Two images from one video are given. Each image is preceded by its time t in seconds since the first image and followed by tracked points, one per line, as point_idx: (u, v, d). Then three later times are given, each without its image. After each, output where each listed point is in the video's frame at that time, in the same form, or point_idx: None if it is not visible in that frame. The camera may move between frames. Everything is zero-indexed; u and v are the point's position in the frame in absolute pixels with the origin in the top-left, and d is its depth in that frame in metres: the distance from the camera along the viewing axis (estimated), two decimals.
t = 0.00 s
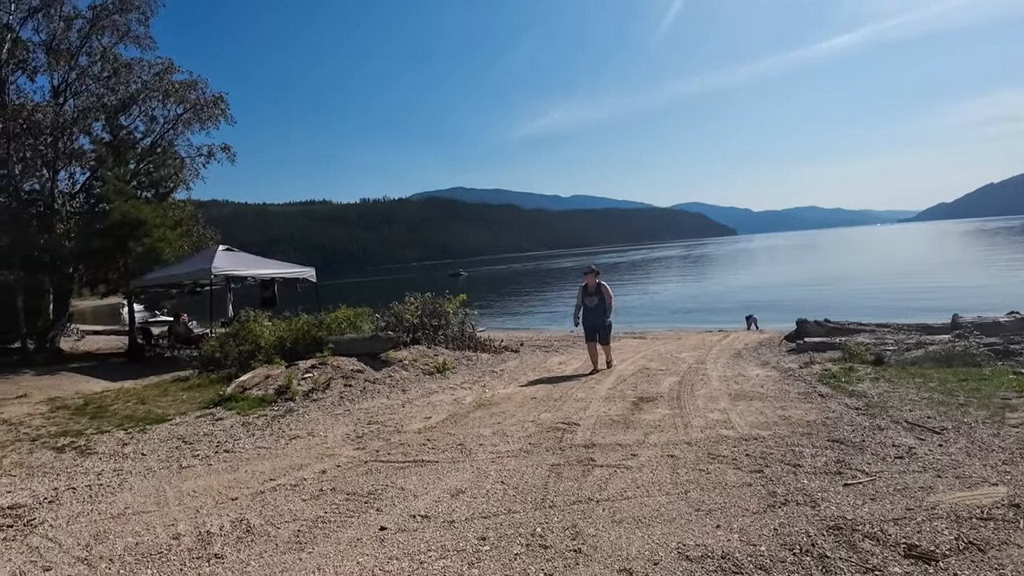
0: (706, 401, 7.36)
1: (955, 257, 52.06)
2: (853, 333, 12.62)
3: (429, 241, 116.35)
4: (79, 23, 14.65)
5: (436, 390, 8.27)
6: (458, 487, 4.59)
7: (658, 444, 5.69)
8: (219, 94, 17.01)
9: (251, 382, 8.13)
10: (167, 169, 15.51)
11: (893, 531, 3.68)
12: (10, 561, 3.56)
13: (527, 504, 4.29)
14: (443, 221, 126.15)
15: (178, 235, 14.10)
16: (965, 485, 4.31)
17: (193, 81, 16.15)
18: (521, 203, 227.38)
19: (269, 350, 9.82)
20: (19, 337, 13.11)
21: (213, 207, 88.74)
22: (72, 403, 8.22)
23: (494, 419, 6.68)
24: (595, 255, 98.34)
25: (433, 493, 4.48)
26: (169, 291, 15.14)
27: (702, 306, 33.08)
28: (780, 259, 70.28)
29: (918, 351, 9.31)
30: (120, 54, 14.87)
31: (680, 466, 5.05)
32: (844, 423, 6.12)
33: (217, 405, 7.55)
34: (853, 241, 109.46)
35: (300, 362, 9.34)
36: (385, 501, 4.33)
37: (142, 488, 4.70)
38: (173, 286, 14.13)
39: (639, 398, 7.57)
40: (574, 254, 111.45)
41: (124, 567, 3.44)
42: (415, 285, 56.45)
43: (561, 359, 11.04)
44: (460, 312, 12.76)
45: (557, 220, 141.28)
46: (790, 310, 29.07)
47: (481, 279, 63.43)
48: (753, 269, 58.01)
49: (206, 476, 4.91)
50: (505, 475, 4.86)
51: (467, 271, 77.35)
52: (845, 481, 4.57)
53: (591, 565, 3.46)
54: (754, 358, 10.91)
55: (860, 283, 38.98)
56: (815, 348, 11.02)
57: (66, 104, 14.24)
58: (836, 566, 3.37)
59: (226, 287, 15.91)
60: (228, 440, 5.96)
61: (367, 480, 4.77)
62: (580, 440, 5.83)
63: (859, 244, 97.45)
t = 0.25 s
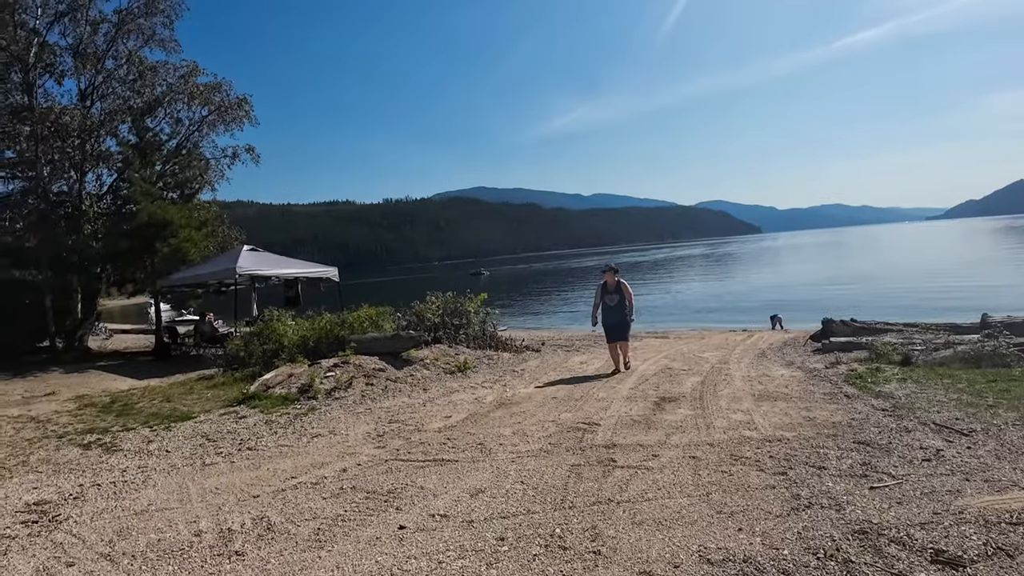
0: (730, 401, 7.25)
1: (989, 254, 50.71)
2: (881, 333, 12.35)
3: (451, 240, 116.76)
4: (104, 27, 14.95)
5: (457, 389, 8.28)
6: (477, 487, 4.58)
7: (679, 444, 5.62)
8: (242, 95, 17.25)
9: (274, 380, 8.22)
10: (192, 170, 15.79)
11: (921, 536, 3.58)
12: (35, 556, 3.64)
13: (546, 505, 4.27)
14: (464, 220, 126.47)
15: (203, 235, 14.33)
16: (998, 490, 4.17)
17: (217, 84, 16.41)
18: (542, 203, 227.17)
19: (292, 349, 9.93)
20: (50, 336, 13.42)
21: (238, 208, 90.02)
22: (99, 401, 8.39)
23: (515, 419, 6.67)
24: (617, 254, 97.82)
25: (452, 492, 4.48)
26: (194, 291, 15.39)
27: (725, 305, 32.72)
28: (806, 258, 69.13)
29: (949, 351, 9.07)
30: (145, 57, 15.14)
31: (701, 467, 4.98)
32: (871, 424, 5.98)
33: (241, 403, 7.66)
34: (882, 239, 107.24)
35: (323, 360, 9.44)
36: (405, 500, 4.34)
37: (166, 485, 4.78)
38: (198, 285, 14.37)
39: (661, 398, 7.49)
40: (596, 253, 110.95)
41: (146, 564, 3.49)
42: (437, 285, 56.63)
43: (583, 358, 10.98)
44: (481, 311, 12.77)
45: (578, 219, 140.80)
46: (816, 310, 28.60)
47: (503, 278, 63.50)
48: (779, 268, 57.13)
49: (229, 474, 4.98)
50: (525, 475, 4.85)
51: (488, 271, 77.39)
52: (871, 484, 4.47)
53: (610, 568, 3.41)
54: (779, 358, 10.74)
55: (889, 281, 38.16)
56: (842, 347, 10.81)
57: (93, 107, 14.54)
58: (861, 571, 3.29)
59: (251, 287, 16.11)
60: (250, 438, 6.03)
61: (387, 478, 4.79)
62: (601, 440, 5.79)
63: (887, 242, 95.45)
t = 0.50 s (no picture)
0: (744, 401, 7.18)
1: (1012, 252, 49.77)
2: (900, 332, 12.16)
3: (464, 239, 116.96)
4: (121, 29, 15.14)
5: (469, 388, 8.28)
6: (489, 486, 4.58)
7: (693, 444, 5.58)
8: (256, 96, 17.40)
9: (288, 378, 8.28)
10: (207, 170, 15.95)
11: (940, 539, 3.51)
12: (50, 552, 3.69)
13: (557, 504, 4.25)
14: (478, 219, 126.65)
15: (219, 235, 14.47)
16: (1019, 492, 4.08)
17: (232, 84, 16.57)
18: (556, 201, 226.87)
19: (306, 348, 10.00)
20: (69, 335, 13.61)
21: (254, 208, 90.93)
22: (116, 399, 8.50)
23: (527, 418, 6.65)
24: (632, 252, 97.37)
25: (464, 492, 4.48)
26: (210, 290, 15.55)
27: (741, 304, 32.47)
28: (823, 256, 68.31)
29: (969, 350, 8.91)
30: (160, 59, 15.31)
31: (715, 468, 4.93)
32: (888, 425, 5.89)
33: (255, 401, 7.72)
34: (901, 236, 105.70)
35: (336, 359, 9.49)
36: (416, 498, 4.34)
37: (179, 482, 4.82)
38: (214, 284, 14.51)
39: (674, 398, 7.44)
40: (610, 251, 110.53)
41: (158, 561, 3.53)
42: (452, 284, 56.77)
43: (596, 357, 10.93)
44: (495, 310, 12.76)
45: (593, 217, 140.39)
46: (833, 308, 28.28)
47: (517, 277, 63.51)
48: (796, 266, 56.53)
49: (242, 471, 5.01)
50: (536, 474, 4.84)
51: (502, 270, 77.47)
52: (888, 485, 4.40)
53: (622, 568, 3.38)
54: (795, 357, 10.61)
55: (908, 280, 37.59)
56: (859, 347, 10.66)
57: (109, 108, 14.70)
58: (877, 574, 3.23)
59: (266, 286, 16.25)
60: (264, 436, 6.07)
61: (398, 477, 4.79)
62: (614, 440, 5.76)
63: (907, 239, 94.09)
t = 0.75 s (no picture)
0: (755, 399, 7.12)
1: None
2: (914, 330, 12.01)
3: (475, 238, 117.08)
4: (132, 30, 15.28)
5: (478, 386, 8.30)
6: (496, 484, 4.57)
7: (702, 443, 5.54)
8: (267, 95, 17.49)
9: (298, 376, 8.32)
10: (218, 170, 16.06)
11: (951, 539, 3.46)
12: (58, 548, 3.73)
13: (564, 502, 4.24)
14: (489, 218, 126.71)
15: (230, 234, 14.57)
16: None
17: (242, 84, 16.65)
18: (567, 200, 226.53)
19: (316, 346, 10.05)
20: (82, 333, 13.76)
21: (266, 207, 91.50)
22: (127, 396, 8.59)
23: (535, 415, 6.64)
24: (643, 250, 96.99)
25: (470, 489, 4.48)
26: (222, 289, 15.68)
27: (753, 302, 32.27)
28: (835, 254, 67.73)
29: (983, 348, 8.78)
30: (171, 59, 15.43)
31: (724, 466, 4.90)
32: (900, 424, 5.82)
33: (265, 399, 7.77)
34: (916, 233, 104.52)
35: (346, 357, 9.53)
36: (423, 496, 4.35)
37: (188, 479, 4.86)
38: (225, 283, 14.62)
39: (684, 396, 7.39)
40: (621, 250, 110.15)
41: (166, 557, 3.55)
42: (462, 283, 56.86)
43: (606, 355, 10.90)
44: (504, 308, 12.75)
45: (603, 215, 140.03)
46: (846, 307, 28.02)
47: (528, 276, 63.48)
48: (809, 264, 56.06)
49: (251, 468, 5.05)
50: (543, 472, 4.83)
51: (512, 268, 77.52)
52: (900, 484, 4.34)
53: (628, 567, 3.36)
54: (806, 355, 10.52)
55: (922, 278, 37.19)
56: (871, 345, 10.55)
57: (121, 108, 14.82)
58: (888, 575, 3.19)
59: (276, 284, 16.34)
60: (273, 433, 6.11)
61: (406, 474, 4.81)
62: (622, 438, 5.73)
63: (922, 237, 93.03)
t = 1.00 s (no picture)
0: (759, 397, 7.10)
1: None
2: (920, 328, 11.95)
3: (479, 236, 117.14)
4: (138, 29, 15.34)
5: (482, 384, 8.31)
6: (499, 481, 4.57)
7: (706, 441, 5.52)
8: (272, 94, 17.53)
9: (303, 374, 8.35)
10: (224, 168, 16.12)
11: (957, 538, 3.44)
12: (63, 544, 3.75)
13: (567, 500, 4.24)
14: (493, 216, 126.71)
15: (235, 232, 14.62)
16: None
17: (247, 83, 16.69)
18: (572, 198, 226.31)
19: (321, 344, 10.08)
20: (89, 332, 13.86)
21: (271, 206, 91.77)
22: (133, 394, 8.63)
23: (539, 413, 6.64)
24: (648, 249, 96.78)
25: (473, 487, 4.48)
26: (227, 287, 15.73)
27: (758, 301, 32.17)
28: (841, 253, 67.45)
29: (990, 347, 8.74)
30: (176, 58, 15.48)
31: (728, 464, 4.89)
32: (906, 422, 5.79)
33: (270, 397, 7.79)
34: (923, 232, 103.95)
35: (350, 355, 9.56)
36: (426, 493, 4.35)
37: (193, 475, 4.88)
38: (230, 281, 14.66)
39: (688, 394, 7.38)
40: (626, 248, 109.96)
41: (169, 553, 3.57)
42: (467, 281, 56.95)
43: (610, 353, 10.88)
44: (508, 306, 12.75)
45: (608, 214, 139.82)
46: (852, 305, 27.91)
47: (533, 274, 63.46)
48: (816, 262, 55.83)
49: (255, 465, 5.07)
50: (547, 470, 4.82)
51: (517, 267, 77.50)
52: (905, 483, 4.33)
53: (631, 565, 3.36)
54: (812, 354, 10.47)
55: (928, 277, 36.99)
56: (877, 343, 10.50)
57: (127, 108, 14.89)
58: (892, 573, 3.17)
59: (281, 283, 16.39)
60: (277, 431, 6.12)
61: (409, 471, 4.82)
62: (626, 436, 5.73)
63: (929, 235, 92.53)
